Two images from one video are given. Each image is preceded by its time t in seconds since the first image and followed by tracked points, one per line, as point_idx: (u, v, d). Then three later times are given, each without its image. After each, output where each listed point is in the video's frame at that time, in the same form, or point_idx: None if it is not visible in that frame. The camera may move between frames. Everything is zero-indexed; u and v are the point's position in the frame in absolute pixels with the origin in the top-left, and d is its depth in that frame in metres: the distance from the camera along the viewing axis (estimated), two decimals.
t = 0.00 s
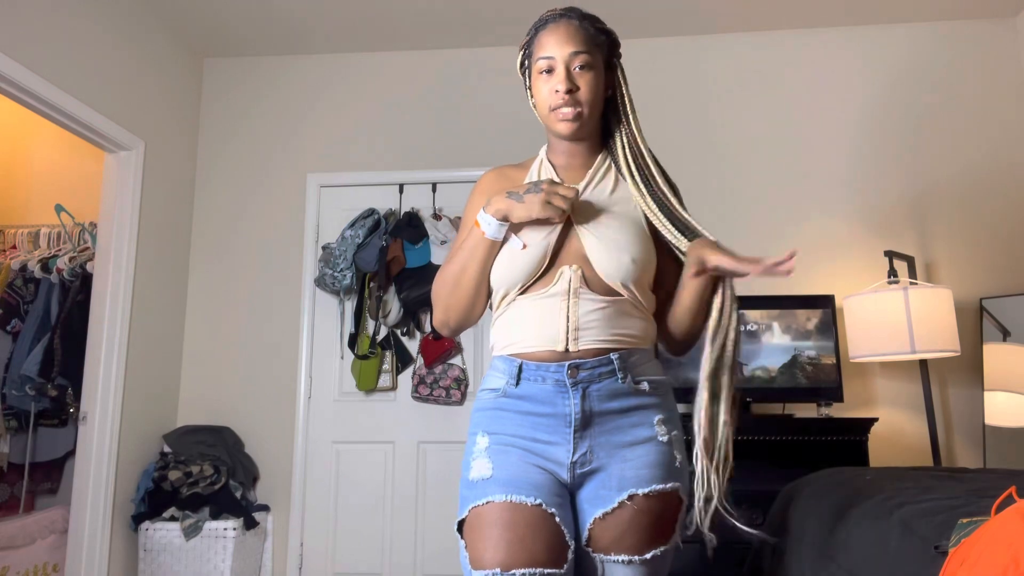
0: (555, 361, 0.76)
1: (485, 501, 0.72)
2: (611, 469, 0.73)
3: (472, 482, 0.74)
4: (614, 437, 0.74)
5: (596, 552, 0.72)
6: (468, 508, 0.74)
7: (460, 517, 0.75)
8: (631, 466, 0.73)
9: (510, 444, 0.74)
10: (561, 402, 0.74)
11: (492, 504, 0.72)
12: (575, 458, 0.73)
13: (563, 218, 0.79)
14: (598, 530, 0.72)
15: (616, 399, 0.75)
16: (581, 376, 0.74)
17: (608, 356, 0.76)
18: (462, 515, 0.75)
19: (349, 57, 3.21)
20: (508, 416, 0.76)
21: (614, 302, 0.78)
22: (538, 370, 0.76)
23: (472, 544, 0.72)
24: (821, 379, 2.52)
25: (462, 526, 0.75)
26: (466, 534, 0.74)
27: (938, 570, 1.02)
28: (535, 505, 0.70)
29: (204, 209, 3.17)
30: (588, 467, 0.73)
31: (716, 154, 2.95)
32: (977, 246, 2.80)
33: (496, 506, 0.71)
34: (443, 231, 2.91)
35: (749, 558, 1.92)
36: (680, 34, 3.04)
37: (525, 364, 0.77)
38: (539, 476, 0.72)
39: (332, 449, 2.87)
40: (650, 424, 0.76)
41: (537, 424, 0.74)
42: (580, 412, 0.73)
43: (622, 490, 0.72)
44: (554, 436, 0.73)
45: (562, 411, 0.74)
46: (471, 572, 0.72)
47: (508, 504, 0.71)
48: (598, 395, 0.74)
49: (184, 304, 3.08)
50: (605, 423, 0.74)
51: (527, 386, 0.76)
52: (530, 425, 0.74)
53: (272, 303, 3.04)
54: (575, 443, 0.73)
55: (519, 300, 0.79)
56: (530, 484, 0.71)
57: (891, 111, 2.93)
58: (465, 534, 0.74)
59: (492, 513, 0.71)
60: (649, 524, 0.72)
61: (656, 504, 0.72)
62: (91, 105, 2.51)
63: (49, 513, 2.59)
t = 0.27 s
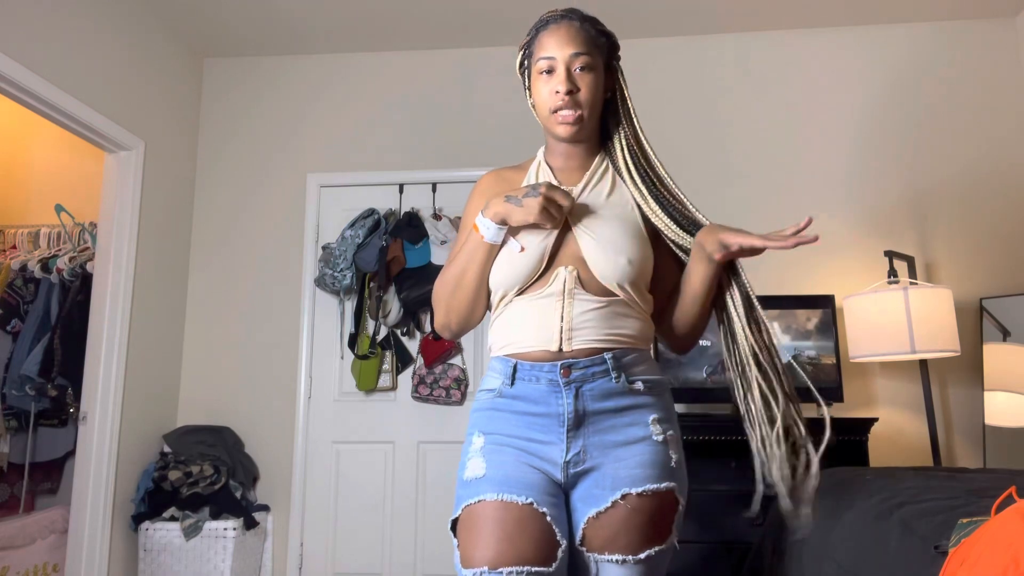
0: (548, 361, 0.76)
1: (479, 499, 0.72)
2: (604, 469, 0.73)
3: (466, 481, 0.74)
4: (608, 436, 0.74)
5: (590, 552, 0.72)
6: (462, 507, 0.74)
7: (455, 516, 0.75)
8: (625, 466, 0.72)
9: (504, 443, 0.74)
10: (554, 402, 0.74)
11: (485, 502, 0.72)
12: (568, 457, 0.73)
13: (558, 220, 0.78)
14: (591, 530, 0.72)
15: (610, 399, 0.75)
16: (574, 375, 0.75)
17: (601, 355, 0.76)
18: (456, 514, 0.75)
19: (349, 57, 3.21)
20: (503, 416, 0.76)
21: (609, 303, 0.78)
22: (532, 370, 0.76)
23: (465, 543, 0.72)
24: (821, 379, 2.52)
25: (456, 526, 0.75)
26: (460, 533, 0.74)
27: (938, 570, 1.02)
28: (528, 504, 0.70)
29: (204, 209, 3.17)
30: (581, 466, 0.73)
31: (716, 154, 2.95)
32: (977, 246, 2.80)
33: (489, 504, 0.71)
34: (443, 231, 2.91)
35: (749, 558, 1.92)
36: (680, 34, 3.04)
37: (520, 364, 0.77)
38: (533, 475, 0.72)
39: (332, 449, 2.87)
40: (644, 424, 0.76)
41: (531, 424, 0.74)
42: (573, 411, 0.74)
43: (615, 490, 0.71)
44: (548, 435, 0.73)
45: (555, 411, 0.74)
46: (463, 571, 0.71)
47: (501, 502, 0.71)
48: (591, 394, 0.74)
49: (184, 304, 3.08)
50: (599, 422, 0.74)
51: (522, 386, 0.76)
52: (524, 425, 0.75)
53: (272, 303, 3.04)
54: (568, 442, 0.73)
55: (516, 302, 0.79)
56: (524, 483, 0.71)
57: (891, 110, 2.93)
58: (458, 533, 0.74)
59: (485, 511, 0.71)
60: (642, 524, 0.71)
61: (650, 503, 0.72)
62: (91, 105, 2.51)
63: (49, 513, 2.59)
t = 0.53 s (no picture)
0: (546, 362, 0.76)
1: (478, 501, 0.72)
2: (603, 470, 0.73)
3: (465, 483, 0.74)
4: (606, 437, 0.74)
5: (590, 553, 0.72)
6: (461, 509, 0.74)
7: (454, 518, 0.75)
8: (623, 466, 0.72)
9: (502, 444, 0.74)
10: (552, 403, 0.74)
11: (484, 504, 0.72)
12: (567, 458, 0.73)
13: (553, 221, 0.79)
14: (590, 531, 0.72)
15: (608, 400, 0.75)
16: (572, 377, 0.75)
17: (598, 356, 0.76)
18: (456, 516, 0.75)
19: (349, 57, 3.21)
20: (501, 418, 0.76)
21: (605, 305, 0.78)
22: (530, 371, 0.76)
23: (465, 544, 0.72)
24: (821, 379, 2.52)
25: (455, 528, 0.75)
26: (459, 535, 0.74)
27: (938, 570, 1.02)
28: (527, 505, 0.70)
29: (204, 209, 3.17)
30: (580, 467, 0.73)
31: (716, 154, 2.95)
32: (977, 246, 2.80)
33: (488, 506, 0.71)
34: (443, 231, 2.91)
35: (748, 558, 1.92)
36: (680, 34, 3.04)
37: (518, 366, 0.77)
38: (531, 477, 0.72)
39: (332, 449, 2.87)
40: (643, 424, 0.75)
41: (529, 425, 0.74)
42: (571, 413, 0.74)
43: (614, 490, 0.71)
44: (546, 437, 0.73)
45: (553, 412, 0.74)
46: (462, 573, 0.72)
47: (500, 504, 0.71)
48: (588, 395, 0.74)
49: (184, 304, 3.08)
50: (597, 423, 0.74)
51: (520, 387, 0.76)
52: (522, 426, 0.75)
53: (272, 303, 3.04)
54: (566, 444, 0.73)
55: (512, 303, 0.80)
56: (522, 484, 0.71)
57: (891, 110, 2.93)
58: (458, 535, 0.74)
59: (484, 513, 0.71)
60: (641, 524, 0.71)
61: (649, 503, 0.72)
62: (91, 105, 2.51)
63: (49, 513, 2.59)
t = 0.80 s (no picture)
0: (544, 363, 0.76)
1: (475, 501, 0.72)
2: (600, 470, 0.73)
3: (462, 483, 0.74)
4: (604, 438, 0.74)
5: (587, 553, 0.72)
6: (458, 509, 0.74)
7: (450, 518, 0.75)
8: (621, 467, 0.72)
9: (499, 444, 0.74)
10: (550, 404, 0.74)
11: (481, 505, 0.72)
12: (564, 459, 0.72)
13: (551, 220, 0.79)
14: (588, 532, 0.72)
15: (606, 401, 0.75)
16: (569, 378, 0.75)
17: (596, 357, 0.76)
18: (452, 516, 0.75)
19: (349, 57, 3.21)
20: (498, 418, 0.76)
21: (603, 304, 0.78)
22: (527, 371, 0.76)
23: (461, 545, 0.72)
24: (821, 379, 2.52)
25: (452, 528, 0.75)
26: (455, 535, 0.74)
27: (938, 570, 1.01)
28: (524, 505, 0.70)
29: (204, 209, 3.17)
30: (578, 468, 0.73)
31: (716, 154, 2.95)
32: (978, 246, 2.80)
33: (485, 507, 0.71)
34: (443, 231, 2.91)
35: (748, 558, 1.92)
36: (680, 34, 3.04)
37: (515, 367, 0.77)
38: (528, 478, 0.72)
39: (332, 449, 2.87)
40: (640, 424, 0.75)
41: (527, 426, 0.74)
42: (569, 414, 0.73)
43: (612, 491, 0.71)
44: (544, 437, 0.73)
45: (550, 413, 0.74)
46: (459, 574, 0.72)
47: (497, 505, 0.71)
48: (586, 396, 0.74)
49: (184, 304, 3.08)
50: (595, 424, 0.74)
51: (517, 388, 0.76)
52: (519, 427, 0.75)
53: (272, 303, 3.04)
54: (564, 444, 0.73)
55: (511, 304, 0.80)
56: (520, 485, 0.71)
57: (891, 110, 2.93)
58: (454, 535, 0.74)
59: (481, 514, 0.71)
60: (639, 524, 0.71)
61: (646, 503, 0.72)
62: (91, 105, 2.51)
63: (49, 513, 2.59)
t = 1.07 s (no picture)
0: (545, 363, 0.76)
1: (475, 503, 0.72)
2: (602, 471, 0.73)
3: (463, 484, 0.74)
4: (605, 438, 0.74)
5: (588, 553, 0.72)
6: (457, 510, 0.74)
7: (450, 520, 0.75)
8: (622, 468, 0.73)
9: (500, 445, 0.74)
10: (551, 404, 0.74)
11: (482, 506, 0.71)
12: (566, 460, 0.72)
13: (555, 220, 0.78)
14: (589, 533, 0.72)
15: (606, 401, 0.75)
16: (571, 378, 0.75)
17: (598, 357, 0.76)
18: (451, 517, 0.75)
19: (349, 57, 3.21)
20: (499, 419, 0.76)
21: (604, 304, 0.78)
22: (528, 372, 0.76)
23: (461, 546, 0.72)
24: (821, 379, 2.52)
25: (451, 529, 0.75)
26: (455, 537, 0.74)
27: (938, 570, 1.01)
28: (525, 506, 0.70)
29: (203, 209, 3.17)
30: (579, 469, 0.73)
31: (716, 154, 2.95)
32: (977, 246, 2.80)
33: (485, 508, 0.71)
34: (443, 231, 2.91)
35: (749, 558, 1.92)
36: (679, 34, 3.04)
37: (516, 367, 0.77)
38: (530, 479, 0.72)
39: (332, 449, 2.87)
40: (641, 425, 0.76)
41: (527, 426, 0.74)
42: (570, 414, 0.73)
43: (613, 491, 0.71)
44: (545, 437, 0.73)
45: (552, 414, 0.74)
46: (460, 575, 0.72)
47: (498, 506, 0.71)
48: (587, 397, 0.74)
49: (184, 304, 3.08)
50: (595, 424, 0.74)
51: (517, 388, 0.76)
52: (519, 427, 0.75)
53: (272, 303, 3.04)
54: (565, 445, 0.73)
55: (513, 304, 0.79)
56: (520, 485, 0.71)
57: (891, 110, 2.93)
58: (454, 536, 0.74)
59: (481, 515, 0.71)
60: (639, 524, 0.71)
61: (647, 503, 0.72)
62: (91, 105, 2.51)
63: (49, 513, 2.59)
